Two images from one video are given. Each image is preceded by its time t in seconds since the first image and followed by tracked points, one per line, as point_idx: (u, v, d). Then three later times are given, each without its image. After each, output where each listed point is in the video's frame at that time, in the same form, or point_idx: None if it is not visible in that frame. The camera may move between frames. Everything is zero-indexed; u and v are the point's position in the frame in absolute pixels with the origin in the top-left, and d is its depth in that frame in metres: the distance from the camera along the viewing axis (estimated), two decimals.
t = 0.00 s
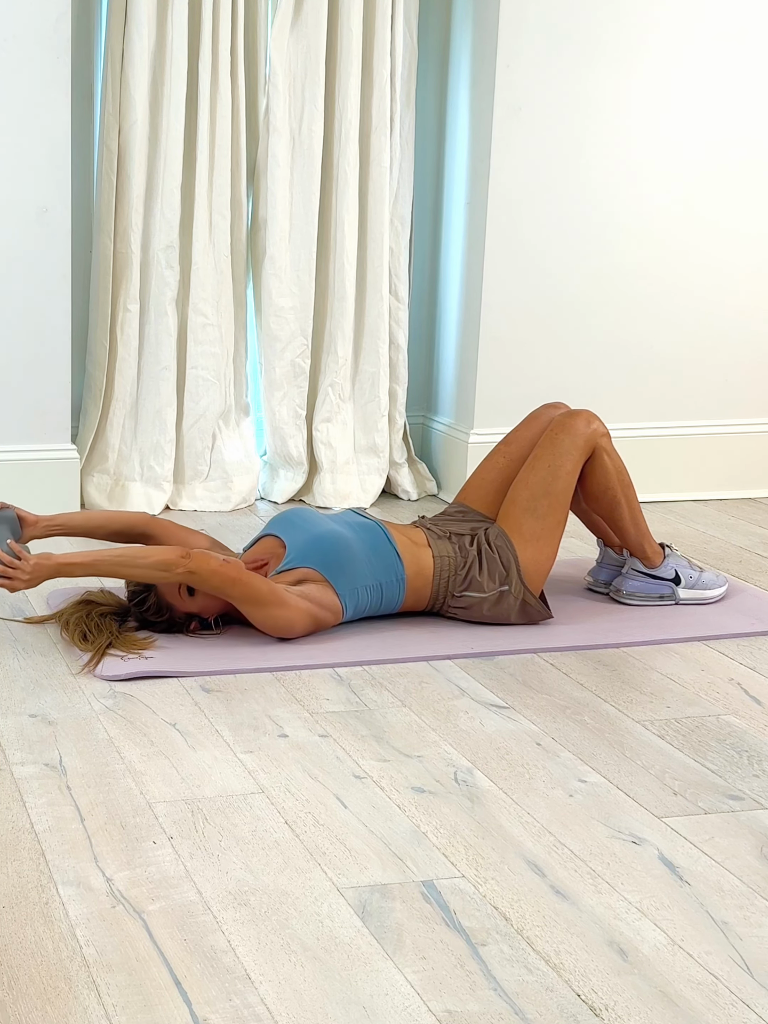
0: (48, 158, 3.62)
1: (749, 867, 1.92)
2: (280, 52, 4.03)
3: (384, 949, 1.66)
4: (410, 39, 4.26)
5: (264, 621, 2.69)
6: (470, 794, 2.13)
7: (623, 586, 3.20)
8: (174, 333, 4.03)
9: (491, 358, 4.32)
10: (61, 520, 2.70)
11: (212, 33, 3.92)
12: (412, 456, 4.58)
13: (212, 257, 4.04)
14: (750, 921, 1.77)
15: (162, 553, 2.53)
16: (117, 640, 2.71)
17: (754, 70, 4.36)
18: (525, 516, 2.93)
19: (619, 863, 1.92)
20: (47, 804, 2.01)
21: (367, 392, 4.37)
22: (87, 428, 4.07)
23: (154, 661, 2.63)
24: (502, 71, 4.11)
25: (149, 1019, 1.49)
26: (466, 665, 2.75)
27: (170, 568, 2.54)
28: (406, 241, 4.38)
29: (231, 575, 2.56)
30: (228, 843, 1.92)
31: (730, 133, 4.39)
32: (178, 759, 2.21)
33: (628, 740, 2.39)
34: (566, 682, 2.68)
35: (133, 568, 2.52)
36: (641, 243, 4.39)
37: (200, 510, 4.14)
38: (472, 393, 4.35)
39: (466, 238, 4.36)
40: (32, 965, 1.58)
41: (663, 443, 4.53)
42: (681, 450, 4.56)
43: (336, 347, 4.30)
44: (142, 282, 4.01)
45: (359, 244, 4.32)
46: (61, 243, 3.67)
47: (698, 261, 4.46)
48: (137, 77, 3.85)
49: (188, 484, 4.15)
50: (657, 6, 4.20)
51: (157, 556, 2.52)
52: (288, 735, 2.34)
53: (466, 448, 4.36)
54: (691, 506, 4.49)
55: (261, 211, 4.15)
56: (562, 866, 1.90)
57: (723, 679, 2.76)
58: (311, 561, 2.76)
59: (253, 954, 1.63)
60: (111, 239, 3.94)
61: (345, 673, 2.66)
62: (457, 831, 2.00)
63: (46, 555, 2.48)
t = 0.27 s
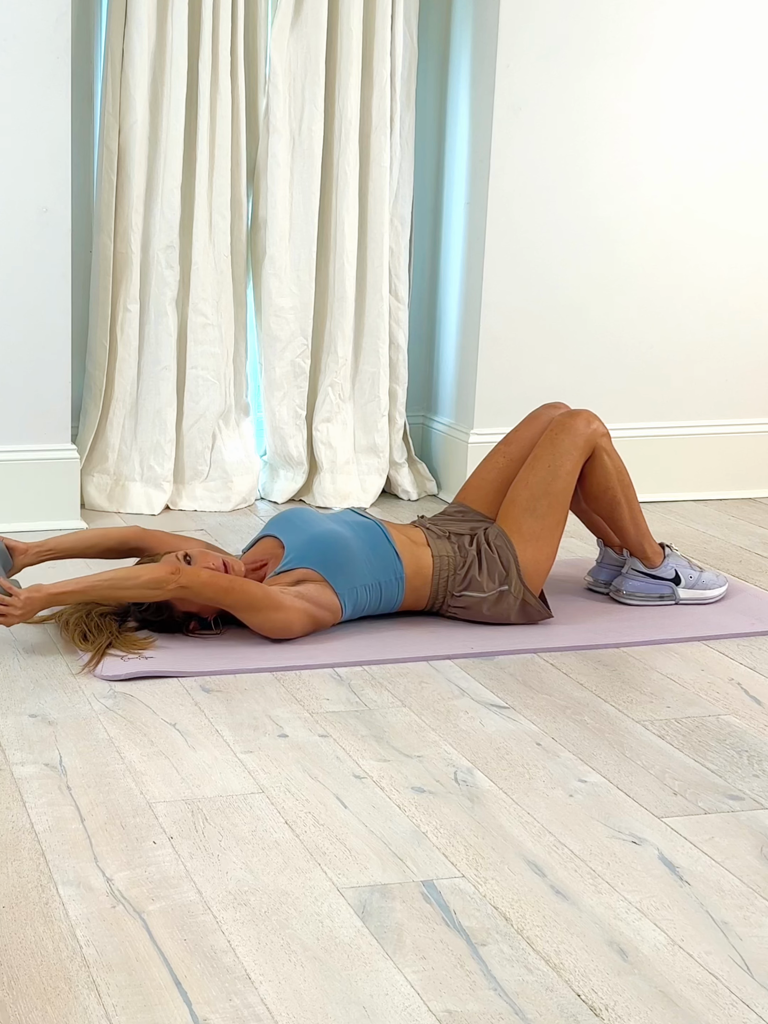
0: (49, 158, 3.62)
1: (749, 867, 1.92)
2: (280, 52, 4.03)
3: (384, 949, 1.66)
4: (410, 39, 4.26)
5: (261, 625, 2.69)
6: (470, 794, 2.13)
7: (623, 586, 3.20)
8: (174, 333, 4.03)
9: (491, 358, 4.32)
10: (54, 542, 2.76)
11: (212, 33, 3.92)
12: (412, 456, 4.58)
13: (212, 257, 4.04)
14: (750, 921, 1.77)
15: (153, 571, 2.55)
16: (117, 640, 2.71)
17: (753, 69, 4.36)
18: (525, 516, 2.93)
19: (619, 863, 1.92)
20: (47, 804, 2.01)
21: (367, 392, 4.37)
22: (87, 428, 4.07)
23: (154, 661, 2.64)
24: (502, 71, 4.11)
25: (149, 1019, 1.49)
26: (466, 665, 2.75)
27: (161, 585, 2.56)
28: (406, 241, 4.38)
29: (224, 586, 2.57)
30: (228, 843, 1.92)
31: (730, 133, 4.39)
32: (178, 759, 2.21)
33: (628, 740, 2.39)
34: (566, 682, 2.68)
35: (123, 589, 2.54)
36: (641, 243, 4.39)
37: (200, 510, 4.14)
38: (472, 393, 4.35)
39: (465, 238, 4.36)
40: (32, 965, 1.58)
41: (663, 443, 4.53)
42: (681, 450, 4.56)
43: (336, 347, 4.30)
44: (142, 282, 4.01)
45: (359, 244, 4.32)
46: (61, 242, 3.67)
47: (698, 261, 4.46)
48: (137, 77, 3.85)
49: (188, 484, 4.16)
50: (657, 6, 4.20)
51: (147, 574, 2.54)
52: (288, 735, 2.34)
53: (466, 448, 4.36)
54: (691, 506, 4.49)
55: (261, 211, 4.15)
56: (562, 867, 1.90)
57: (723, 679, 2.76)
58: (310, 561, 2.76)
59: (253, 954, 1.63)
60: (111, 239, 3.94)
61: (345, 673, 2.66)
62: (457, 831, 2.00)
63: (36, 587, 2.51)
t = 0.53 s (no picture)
0: (49, 158, 3.62)
1: (749, 866, 1.92)
2: (280, 52, 4.03)
3: (384, 949, 1.66)
4: (410, 40, 4.27)
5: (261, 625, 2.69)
6: (470, 794, 2.13)
7: (623, 586, 3.20)
8: (174, 333, 4.03)
9: (491, 358, 4.32)
10: (48, 556, 2.77)
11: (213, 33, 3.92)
12: (412, 456, 4.58)
13: (212, 257, 4.04)
14: (750, 921, 1.77)
15: (150, 578, 2.55)
16: (117, 640, 2.71)
17: (753, 69, 4.36)
18: (525, 516, 2.93)
19: (619, 863, 1.92)
20: (47, 805, 2.01)
21: (367, 392, 4.37)
22: (87, 428, 4.07)
23: (154, 661, 2.64)
24: (502, 71, 4.11)
25: (149, 1019, 1.49)
26: (466, 665, 2.75)
27: (158, 592, 2.57)
28: (406, 241, 4.38)
29: (222, 588, 2.58)
30: (228, 843, 1.92)
31: (730, 133, 4.39)
32: (178, 759, 2.21)
33: (628, 740, 2.39)
34: (566, 682, 2.68)
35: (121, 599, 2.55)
36: (641, 243, 4.39)
37: (200, 510, 4.14)
38: (472, 393, 4.35)
39: (465, 238, 4.36)
40: (32, 965, 1.58)
41: (663, 443, 4.53)
42: (681, 450, 4.56)
43: (336, 347, 4.30)
44: (142, 282, 4.01)
45: (359, 244, 4.32)
46: (62, 243, 3.67)
47: (698, 260, 4.46)
48: (137, 77, 3.85)
49: (188, 485, 4.16)
50: (657, 6, 4.20)
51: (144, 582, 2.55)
52: (288, 735, 2.34)
53: (466, 448, 4.36)
54: (691, 506, 4.49)
55: (261, 211, 4.15)
56: (562, 866, 1.90)
57: (723, 679, 2.76)
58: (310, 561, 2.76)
59: (253, 954, 1.63)
60: (112, 239, 3.94)
61: (345, 673, 2.66)
62: (457, 831, 2.00)
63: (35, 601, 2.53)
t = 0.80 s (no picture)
0: (49, 157, 3.62)
1: (749, 867, 1.92)
2: (280, 52, 4.03)
3: (384, 949, 1.66)
4: (410, 40, 4.27)
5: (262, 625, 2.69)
6: (470, 794, 2.13)
7: (623, 586, 3.20)
8: (174, 333, 4.03)
9: (491, 358, 4.32)
10: (46, 565, 2.78)
11: (212, 33, 3.92)
12: (412, 456, 4.58)
13: (212, 257, 4.04)
14: (750, 921, 1.77)
15: (148, 587, 2.55)
16: (117, 639, 2.70)
17: (753, 69, 4.35)
18: (525, 517, 2.93)
19: (619, 863, 1.92)
20: (47, 804, 2.01)
21: (367, 392, 4.37)
22: (87, 428, 4.07)
23: (153, 661, 2.64)
24: (502, 71, 4.11)
25: (149, 1019, 1.49)
26: (466, 665, 2.75)
27: (157, 600, 2.57)
28: (406, 241, 4.38)
29: (222, 593, 2.58)
30: (228, 843, 1.92)
31: (730, 133, 4.39)
32: (178, 759, 2.21)
33: (628, 740, 2.39)
34: (566, 682, 2.68)
35: (121, 608, 2.55)
36: (641, 243, 4.39)
37: (200, 510, 4.14)
38: (472, 393, 4.35)
39: (465, 239, 4.36)
40: (32, 965, 1.58)
41: (663, 443, 4.53)
42: (681, 450, 4.56)
43: (336, 347, 4.30)
44: (142, 282, 4.01)
45: (359, 244, 4.32)
46: (62, 242, 3.67)
47: (699, 260, 4.46)
48: (137, 77, 3.85)
49: (188, 485, 4.15)
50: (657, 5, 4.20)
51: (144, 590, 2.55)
52: (288, 735, 2.34)
53: (466, 448, 4.36)
54: (691, 506, 4.49)
55: (261, 211, 4.15)
56: (562, 867, 1.90)
57: (723, 679, 2.76)
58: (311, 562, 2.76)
59: (253, 954, 1.63)
60: (112, 239, 3.94)
61: (345, 673, 2.66)
62: (457, 831, 2.00)
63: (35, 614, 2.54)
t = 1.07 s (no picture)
0: (49, 157, 3.62)
1: (749, 867, 1.92)
2: (280, 52, 4.03)
3: (384, 949, 1.66)
4: (410, 40, 4.27)
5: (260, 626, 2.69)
6: (470, 794, 2.13)
7: (623, 586, 3.20)
8: (174, 333, 4.03)
9: (491, 358, 4.32)
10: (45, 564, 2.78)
11: (212, 33, 3.92)
12: (412, 456, 4.58)
13: (212, 257, 4.04)
14: (750, 921, 1.77)
15: (147, 587, 2.55)
16: (117, 639, 2.70)
17: (753, 69, 4.36)
18: (525, 517, 2.93)
19: (619, 863, 1.92)
20: (47, 805, 2.01)
21: (367, 392, 4.37)
22: (87, 428, 4.07)
23: (153, 661, 2.63)
24: (502, 71, 4.11)
25: (149, 1019, 1.49)
26: (466, 665, 2.75)
27: (157, 600, 2.57)
28: (406, 241, 4.38)
29: (221, 594, 2.58)
30: (228, 843, 1.92)
31: (730, 133, 4.39)
32: (178, 759, 2.21)
33: (628, 740, 2.39)
34: (566, 682, 2.68)
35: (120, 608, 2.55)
36: (641, 243, 4.39)
37: (200, 510, 4.14)
38: (472, 393, 4.35)
39: (465, 239, 4.36)
40: (32, 965, 1.58)
41: (663, 443, 4.53)
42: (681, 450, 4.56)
43: (336, 347, 4.30)
44: (142, 282, 4.01)
45: (359, 244, 4.32)
46: (62, 242, 3.67)
47: (699, 260, 4.46)
48: (137, 77, 3.85)
49: (188, 484, 4.15)
50: (656, 5, 4.20)
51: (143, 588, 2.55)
52: (288, 735, 2.34)
53: (466, 448, 4.36)
54: (691, 506, 4.49)
55: (261, 211, 4.15)
56: (562, 866, 1.90)
57: (723, 679, 2.76)
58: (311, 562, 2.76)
59: (253, 954, 1.63)
60: (112, 239, 3.94)
61: (345, 673, 2.66)
62: (457, 831, 2.00)
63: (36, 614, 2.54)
